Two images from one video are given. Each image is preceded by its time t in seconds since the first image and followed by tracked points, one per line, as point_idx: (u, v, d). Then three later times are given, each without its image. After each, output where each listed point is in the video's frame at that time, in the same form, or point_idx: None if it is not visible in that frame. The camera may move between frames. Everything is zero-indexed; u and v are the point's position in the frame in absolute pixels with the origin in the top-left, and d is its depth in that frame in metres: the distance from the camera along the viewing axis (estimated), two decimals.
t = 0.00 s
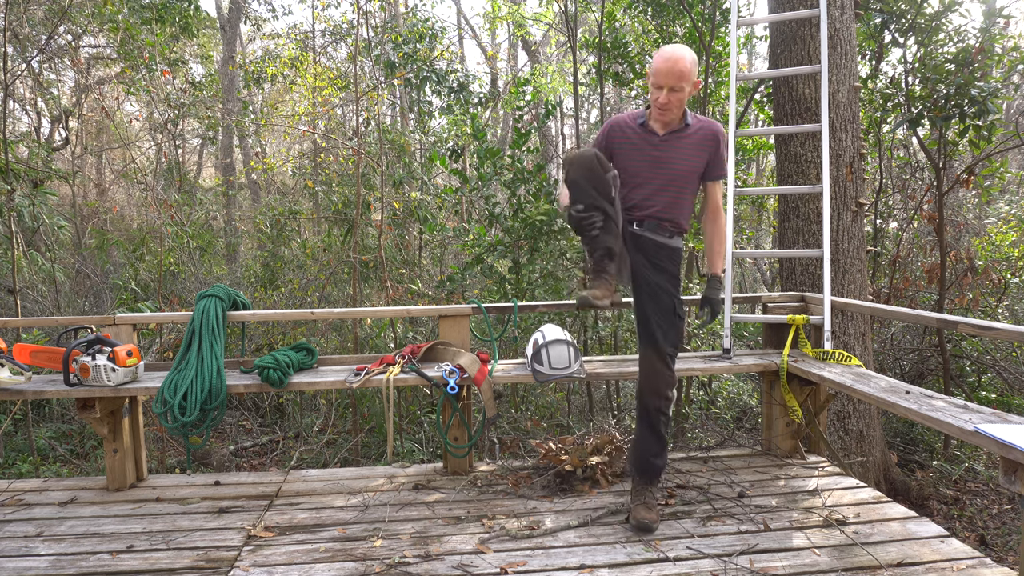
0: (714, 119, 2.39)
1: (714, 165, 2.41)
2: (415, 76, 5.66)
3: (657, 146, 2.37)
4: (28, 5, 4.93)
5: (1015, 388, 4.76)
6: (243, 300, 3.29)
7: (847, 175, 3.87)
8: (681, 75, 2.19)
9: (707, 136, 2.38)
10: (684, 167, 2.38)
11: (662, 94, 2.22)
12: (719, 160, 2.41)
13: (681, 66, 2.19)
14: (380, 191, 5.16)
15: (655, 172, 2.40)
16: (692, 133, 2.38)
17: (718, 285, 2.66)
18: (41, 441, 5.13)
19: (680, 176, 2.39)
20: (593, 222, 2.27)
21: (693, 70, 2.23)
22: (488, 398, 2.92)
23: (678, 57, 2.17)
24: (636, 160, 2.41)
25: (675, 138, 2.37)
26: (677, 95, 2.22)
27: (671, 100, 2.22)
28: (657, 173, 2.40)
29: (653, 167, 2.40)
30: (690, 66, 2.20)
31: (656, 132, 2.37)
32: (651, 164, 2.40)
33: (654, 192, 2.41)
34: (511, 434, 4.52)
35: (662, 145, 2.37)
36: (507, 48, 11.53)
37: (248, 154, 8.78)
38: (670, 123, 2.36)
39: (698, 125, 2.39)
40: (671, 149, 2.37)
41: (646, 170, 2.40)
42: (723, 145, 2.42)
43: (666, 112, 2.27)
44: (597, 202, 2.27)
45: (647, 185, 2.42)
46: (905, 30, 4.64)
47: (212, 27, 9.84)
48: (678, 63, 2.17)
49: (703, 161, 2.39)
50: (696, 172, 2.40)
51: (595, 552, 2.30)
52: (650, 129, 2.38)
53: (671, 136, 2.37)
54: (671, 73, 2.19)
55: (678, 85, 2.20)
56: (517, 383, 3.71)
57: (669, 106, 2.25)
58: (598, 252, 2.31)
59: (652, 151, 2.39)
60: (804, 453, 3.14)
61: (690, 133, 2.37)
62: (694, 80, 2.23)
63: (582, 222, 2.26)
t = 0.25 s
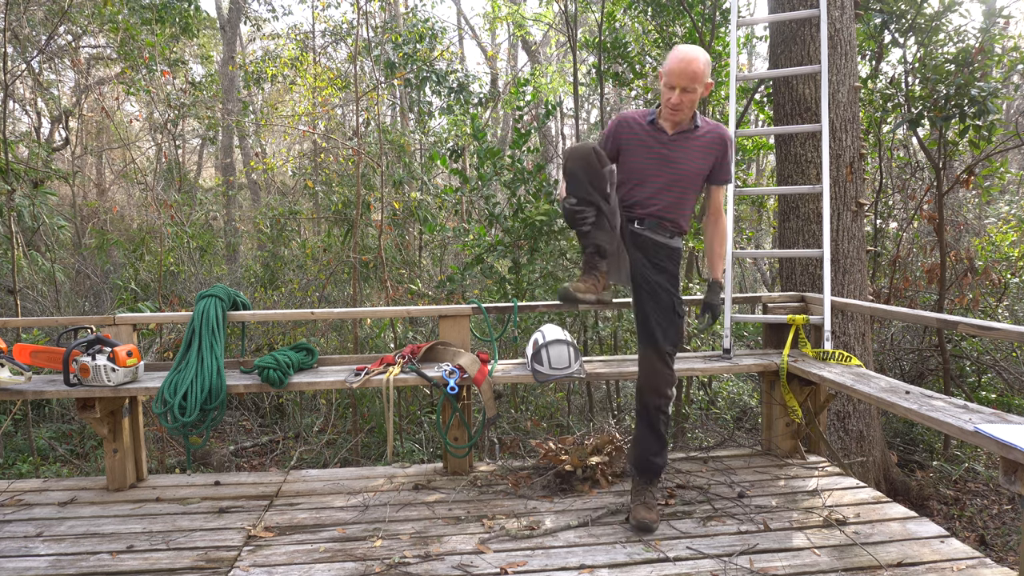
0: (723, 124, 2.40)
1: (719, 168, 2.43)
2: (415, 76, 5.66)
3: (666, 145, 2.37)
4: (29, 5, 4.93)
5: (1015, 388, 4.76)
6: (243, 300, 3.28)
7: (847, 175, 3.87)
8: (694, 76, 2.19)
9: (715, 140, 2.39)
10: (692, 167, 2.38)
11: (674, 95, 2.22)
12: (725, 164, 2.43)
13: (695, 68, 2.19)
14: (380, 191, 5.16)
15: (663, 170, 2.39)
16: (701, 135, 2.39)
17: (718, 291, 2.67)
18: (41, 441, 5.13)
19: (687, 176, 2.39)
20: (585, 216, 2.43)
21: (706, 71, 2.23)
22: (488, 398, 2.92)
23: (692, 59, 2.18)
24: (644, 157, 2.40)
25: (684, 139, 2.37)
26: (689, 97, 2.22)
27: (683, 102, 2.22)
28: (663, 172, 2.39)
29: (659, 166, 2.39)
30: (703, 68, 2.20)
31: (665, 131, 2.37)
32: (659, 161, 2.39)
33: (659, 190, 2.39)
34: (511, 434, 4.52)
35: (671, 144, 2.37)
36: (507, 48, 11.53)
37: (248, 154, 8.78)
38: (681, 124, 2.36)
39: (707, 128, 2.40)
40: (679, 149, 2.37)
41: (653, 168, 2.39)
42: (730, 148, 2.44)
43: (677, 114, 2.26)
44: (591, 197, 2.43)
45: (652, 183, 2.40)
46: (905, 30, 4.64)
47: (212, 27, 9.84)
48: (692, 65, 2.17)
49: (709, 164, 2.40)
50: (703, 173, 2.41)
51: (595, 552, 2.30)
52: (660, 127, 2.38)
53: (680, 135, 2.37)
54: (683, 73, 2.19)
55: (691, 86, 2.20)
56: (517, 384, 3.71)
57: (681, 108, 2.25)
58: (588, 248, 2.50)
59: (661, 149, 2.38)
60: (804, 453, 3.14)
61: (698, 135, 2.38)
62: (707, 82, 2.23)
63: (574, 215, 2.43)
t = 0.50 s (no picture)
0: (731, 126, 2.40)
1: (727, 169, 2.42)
2: (415, 76, 5.67)
3: (673, 146, 2.37)
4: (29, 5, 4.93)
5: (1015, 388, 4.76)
6: (243, 300, 3.28)
7: (847, 175, 3.87)
8: (694, 79, 2.20)
9: (722, 142, 2.39)
10: (699, 169, 2.38)
11: (675, 98, 2.23)
12: (733, 167, 2.42)
13: (694, 71, 2.20)
14: (380, 191, 5.16)
15: (669, 172, 2.39)
16: (708, 137, 2.38)
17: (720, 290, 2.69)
18: (41, 441, 5.13)
19: (693, 178, 2.38)
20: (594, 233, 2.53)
21: (706, 73, 2.23)
22: (488, 398, 2.92)
23: (690, 62, 2.19)
24: (651, 158, 2.40)
25: (690, 140, 2.37)
26: (690, 100, 2.22)
27: (684, 105, 2.23)
28: (669, 173, 2.39)
29: (666, 166, 2.39)
30: (702, 70, 2.20)
31: (671, 132, 2.37)
32: (666, 163, 2.39)
33: (664, 192, 2.39)
34: (511, 434, 4.52)
35: (677, 146, 2.37)
36: (507, 48, 11.53)
37: (248, 154, 8.78)
38: (687, 127, 2.36)
39: (715, 130, 2.40)
40: (686, 151, 2.37)
41: (659, 170, 2.39)
42: (737, 151, 2.44)
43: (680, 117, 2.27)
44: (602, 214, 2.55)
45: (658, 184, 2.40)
46: (905, 30, 4.64)
47: (212, 27, 9.84)
48: (690, 68, 2.19)
49: (716, 167, 2.40)
50: (709, 175, 2.40)
51: (595, 552, 2.30)
52: (666, 129, 2.38)
53: (686, 137, 2.37)
54: (682, 77, 2.20)
55: (691, 89, 2.21)
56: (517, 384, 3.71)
57: (683, 111, 2.26)
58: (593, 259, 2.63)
59: (668, 151, 2.38)
60: (804, 453, 3.14)
61: (705, 136, 2.38)
62: (709, 84, 2.24)
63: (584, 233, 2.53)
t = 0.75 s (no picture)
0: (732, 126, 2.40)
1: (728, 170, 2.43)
2: (415, 76, 5.67)
3: (674, 148, 2.37)
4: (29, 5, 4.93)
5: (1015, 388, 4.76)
6: (243, 300, 3.29)
7: (847, 175, 3.87)
8: (683, 84, 2.22)
9: (723, 142, 2.38)
10: (700, 171, 2.38)
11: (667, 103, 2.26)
12: (735, 167, 2.42)
13: (683, 75, 2.22)
14: (380, 191, 5.15)
15: (670, 175, 2.39)
16: (709, 138, 2.38)
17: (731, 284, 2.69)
18: (41, 441, 5.13)
19: (695, 179, 2.38)
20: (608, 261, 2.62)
21: (698, 75, 2.24)
22: (488, 398, 2.93)
23: (678, 67, 2.22)
24: (653, 160, 2.39)
25: (691, 141, 2.37)
26: (681, 103, 2.24)
27: (676, 109, 2.25)
28: (672, 176, 2.39)
29: (669, 170, 2.38)
30: (691, 73, 2.22)
31: (671, 134, 2.37)
32: (668, 165, 2.38)
33: (667, 195, 2.39)
34: (511, 434, 4.51)
35: (678, 148, 2.37)
36: (507, 48, 11.54)
37: (248, 154, 8.78)
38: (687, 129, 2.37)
39: (715, 131, 2.39)
40: (688, 153, 2.37)
41: (661, 172, 2.39)
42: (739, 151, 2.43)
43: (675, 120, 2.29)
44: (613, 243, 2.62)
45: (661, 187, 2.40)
46: (905, 30, 4.64)
47: (212, 27, 9.84)
48: (679, 72, 2.21)
49: (717, 168, 2.40)
50: (711, 176, 2.40)
51: (595, 552, 2.30)
52: (666, 131, 2.38)
53: (686, 138, 2.37)
54: (672, 82, 2.23)
55: (681, 93, 2.22)
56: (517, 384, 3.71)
57: (676, 114, 2.28)
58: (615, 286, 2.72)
59: (669, 153, 2.37)
60: (804, 453, 3.14)
61: (706, 137, 2.37)
62: (702, 86, 2.24)
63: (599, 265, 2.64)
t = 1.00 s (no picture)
0: (724, 122, 2.39)
1: (727, 167, 2.40)
2: (415, 75, 5.68)
3: (665, 152, 2.42)
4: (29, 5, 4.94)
5: (1015, 389, 4.76)
6: (243, 300, 3.29)
7: (847, 175, 3.87)
8: (662, 90, 2.26)
9: (716, 140, 2.39)
10: (692, 172, 2.41)
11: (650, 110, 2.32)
12: (733, 163, 2.40)
13: (660, 80, 2.26)
14: (380, 191, 5.16)
15: (664, 179, 2.44)
16: (700, 137, 2.40)
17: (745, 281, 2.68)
18: (41, 442, 5.13)
19: (689, 181, 2.42)
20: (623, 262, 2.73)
21: (677, 79, 2.26)
22: (488, 398, 2.92)
23: (653, 75, 2.26)
24: (646, 166, 2.47)
25: (681, 143, 2.40)
26: (661, 109, 2.28)
27: (658, 114, 2.31)
28: (666, 179, 2.44)
29: (662, 173, 2.44)
30: (668, 78, 2.25)
31: (662, 138, 2.42)
32: (660, 170, 2.44)
33: (664, 200, 2.45)
34: (511, 434, 4.51)
35: (670, 152, 2.42)
36: (507, 49, 11.53)
37: (248, 154, 8.78)
38: (676, 131, 2.41)
39: (708, 130, 2.41)
40: (680, 155, 2.40)
41: (655, 177, 2.46)
42: (735, 146, 2.41)
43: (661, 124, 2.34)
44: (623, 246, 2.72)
45: (657, 191, 2.47)
46: (905, 30, 4.64)
47: (212, 27, 9.85)
48: (655, 79, 2.26)
49: (712, 167, 2.41)
50: (706, 176, 2.42)
51: (595, 552, 2.30)
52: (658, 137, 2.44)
53: (677, 140, 2.41)
54: (650, 90, 2.28)
55: (661, 99, 2.26)
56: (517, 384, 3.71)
57: (659, 119, 2.33)
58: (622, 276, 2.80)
59: (661, 157, 2.43)
60: (804, 453, 3.14)
61: (697, 138, 2.39)
62: (682, 90, 2.27)
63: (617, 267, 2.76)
